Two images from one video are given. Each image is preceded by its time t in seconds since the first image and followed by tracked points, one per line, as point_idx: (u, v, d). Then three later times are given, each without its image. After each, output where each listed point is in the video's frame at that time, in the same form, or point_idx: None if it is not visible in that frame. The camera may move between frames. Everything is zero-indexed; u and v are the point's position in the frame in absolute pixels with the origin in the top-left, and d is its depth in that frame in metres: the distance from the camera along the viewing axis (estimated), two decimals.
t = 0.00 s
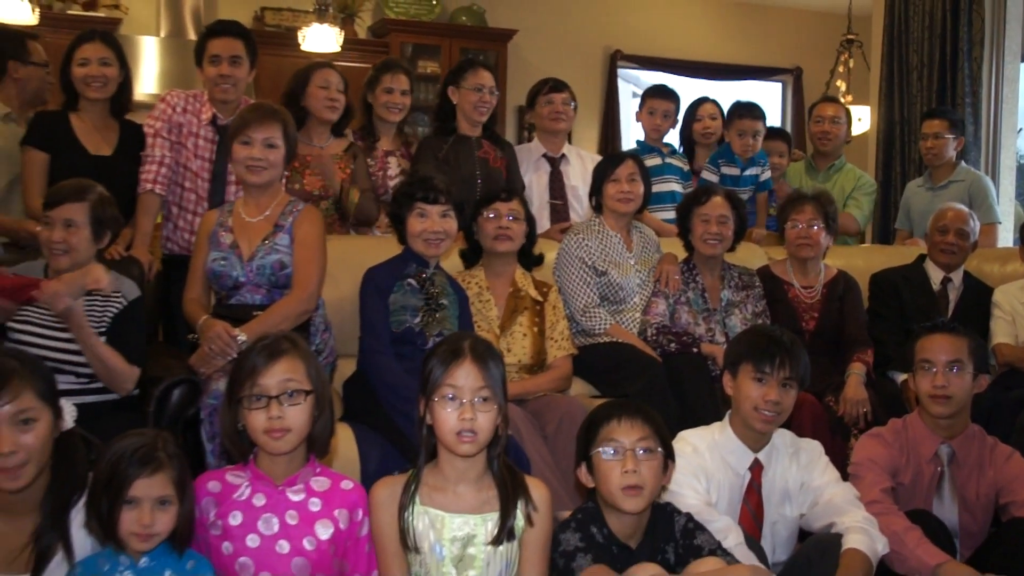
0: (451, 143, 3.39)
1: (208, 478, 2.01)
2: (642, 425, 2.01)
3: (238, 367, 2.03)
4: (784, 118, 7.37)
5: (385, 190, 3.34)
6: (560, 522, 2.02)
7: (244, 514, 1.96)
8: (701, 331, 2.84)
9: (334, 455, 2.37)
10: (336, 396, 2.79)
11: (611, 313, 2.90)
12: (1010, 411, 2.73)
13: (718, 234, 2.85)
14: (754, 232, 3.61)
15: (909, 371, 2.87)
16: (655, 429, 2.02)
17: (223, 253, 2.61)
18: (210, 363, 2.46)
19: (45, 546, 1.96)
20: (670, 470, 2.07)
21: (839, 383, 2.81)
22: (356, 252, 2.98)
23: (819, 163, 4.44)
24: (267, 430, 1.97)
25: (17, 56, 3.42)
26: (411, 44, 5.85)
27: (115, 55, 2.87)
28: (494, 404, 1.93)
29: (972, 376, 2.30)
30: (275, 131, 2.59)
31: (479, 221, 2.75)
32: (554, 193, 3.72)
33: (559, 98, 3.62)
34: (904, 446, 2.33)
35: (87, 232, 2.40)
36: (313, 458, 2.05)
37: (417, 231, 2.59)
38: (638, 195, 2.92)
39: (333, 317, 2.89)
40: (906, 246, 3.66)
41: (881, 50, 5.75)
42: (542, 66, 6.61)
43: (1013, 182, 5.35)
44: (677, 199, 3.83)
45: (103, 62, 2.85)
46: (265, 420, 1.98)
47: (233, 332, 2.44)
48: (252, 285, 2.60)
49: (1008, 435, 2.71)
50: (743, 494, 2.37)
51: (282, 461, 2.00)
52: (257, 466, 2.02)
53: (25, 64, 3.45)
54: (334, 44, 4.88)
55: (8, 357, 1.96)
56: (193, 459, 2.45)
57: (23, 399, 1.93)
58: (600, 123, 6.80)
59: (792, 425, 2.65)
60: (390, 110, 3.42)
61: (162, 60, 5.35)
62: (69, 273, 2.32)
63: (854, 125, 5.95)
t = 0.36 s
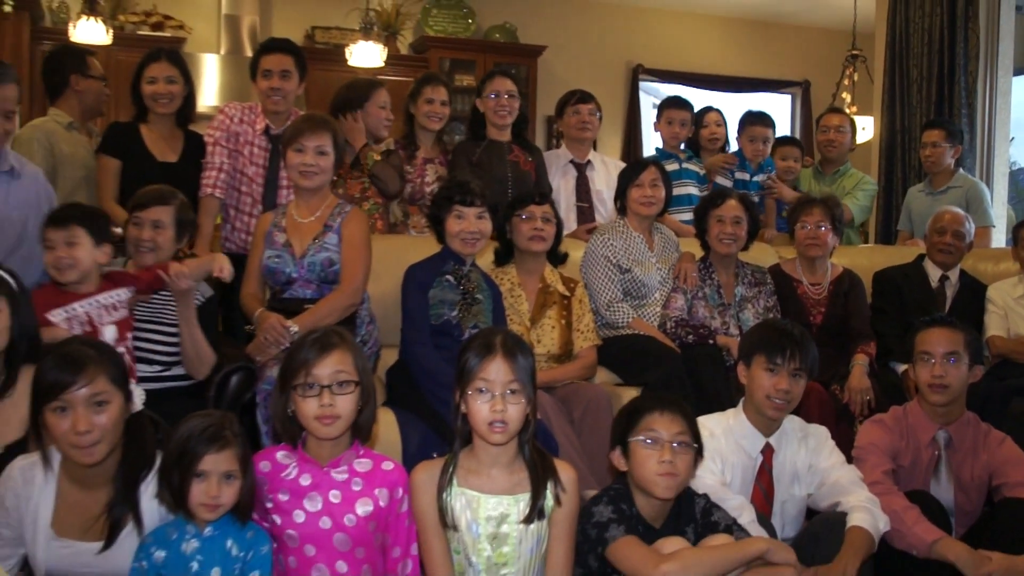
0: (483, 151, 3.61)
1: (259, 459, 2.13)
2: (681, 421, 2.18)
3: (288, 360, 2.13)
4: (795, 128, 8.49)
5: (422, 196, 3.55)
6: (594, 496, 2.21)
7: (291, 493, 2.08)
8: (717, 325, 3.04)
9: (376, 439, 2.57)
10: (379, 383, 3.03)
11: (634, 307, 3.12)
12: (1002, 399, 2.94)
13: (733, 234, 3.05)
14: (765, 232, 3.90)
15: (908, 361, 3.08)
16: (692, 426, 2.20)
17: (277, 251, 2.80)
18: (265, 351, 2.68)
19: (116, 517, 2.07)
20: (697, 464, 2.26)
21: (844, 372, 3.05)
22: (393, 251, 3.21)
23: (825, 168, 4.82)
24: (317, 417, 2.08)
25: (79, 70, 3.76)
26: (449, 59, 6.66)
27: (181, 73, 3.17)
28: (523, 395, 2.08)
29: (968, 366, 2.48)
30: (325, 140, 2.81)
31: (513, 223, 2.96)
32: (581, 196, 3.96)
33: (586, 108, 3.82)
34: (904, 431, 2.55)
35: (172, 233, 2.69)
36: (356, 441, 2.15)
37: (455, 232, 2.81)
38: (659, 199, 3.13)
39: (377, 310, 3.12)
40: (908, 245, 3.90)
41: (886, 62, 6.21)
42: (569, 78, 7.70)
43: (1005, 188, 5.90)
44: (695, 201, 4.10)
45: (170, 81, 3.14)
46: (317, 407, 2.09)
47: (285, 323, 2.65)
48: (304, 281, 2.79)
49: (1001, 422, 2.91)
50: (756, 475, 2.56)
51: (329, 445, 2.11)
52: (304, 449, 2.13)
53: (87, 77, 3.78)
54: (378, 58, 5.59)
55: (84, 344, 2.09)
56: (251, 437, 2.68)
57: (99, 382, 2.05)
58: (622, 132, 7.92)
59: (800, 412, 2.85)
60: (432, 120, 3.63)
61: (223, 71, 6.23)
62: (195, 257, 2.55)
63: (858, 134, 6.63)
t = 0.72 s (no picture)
0: (514, 148, 3.68)
1: (296, 449, 2.18)
2: (706, 416, 2.25)
3: (324, 353, 2.18)
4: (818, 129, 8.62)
5: (455, 194, 3.65)
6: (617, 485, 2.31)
7: (327, 482, 2.12)
8: (741, 321, 3.10)
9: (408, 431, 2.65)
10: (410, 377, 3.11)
11: (660, 304, 3.17)
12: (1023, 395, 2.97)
13: (757, 232, 3.10)
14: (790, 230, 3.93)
15: (929, 358, 3.17)
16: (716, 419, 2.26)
17: (311, 248, 2.84)
18: (300, 345, 2.68)
19: (155, 505, 2.13)
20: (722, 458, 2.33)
21: (866, 368, 3.09)
22: (424, 247, 3.29)
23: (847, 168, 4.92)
24: (353, 408, 2.12)
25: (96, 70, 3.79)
26: (479, 61, 6.92)
27: (217, 75, 3.27)
28: (551, 391, 2.15)
29: (985, 362, 2.53)
30: (358, 139, 2.84)
31: (541, 221, 3.03)
32: (608, 195, 4.03)
33: (613, 109, 3.91)
34: (925, 426, 2.60)
35: (220, 222, 2.76)
36: (390, 434, 2.19)
37: (484, 229, 2.87)
38: (685, 197, 3.19)
39: (408, 306, 3.20)
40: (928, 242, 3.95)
41: (907, 62, 6.27)
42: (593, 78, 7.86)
43: None
44: (720, 200, 4.18)
45: (207, 83, 3.25)
46: (352, 399, 2.13)
47: (320, 317, 2.65)
48: (337, 276, 2.83)
49: (1022, 419, 2.95)
50: (779, 468, 2.61)
51: (363, 437, 2.16)
52: (339, 441, 2.17)
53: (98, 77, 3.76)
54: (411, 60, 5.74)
55: (124, 337, 2.16)
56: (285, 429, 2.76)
57: (139, 374, 2.12)
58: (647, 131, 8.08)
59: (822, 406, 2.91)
60: (464, 123, 3.71)
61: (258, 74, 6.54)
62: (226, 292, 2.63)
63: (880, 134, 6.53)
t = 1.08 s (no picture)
0: (538, 151, 3.77)
1: (329, 440, 2.26)
2: (703, 393, 2.37)
3: (358, 348, 2.25)
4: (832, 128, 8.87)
5: (479, 194, 3.76)
6: (634, 475, 2.42)
7: (358, 472, 2.21)
8: (758, 316, 3.21)
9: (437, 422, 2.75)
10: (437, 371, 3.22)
11: (679, 300, 3.27)
12: None
13: (774, 230, 3.20)
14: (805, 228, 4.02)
15: (942, 353, 3.31)
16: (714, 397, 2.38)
17: (342, 247, 2.93)
18: (332, 340, 2.76)
19: (194, 493, 2.19)
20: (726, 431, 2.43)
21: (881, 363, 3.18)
22: (450, 245, 3.41)
23: (862, 168, 5.06)
24: (384, 401, 2.20)
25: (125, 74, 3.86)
26: (504, 65, 7.22)
27: (251, 80, 3.40)
28: (573, 382, 2.25)
29: (996, 357, 2.63)
30: (388, 141, 2.89)
31: (564, 220, 3.13)
32: (628, 195, 4.13)
33: (633, 110, 4.01)
34: (937, 418, 2.69)
35: (248, 221, 2.80)
36: (419, 425, 2.29)
37: (510, 227, 2.97)
38: (703, 197, 3.28)
39: (436, 302, 3.31)
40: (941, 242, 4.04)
41: (920, 66, 6.33)
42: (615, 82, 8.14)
43: None
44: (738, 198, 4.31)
45: (241, 87, 3.37)
46: (384, 392, 2.21)
47: (352, 313, 2.73)
48: (368, 273, 2.91)
49: None
50: (794, 458, 2.70)
51: (393, 428, 2.24)
52: (370, 431, 2.26)
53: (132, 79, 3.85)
54: (438, 66, 6.04)
55: (162, 333, 2.21)
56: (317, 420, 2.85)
57: (178, 368, 2.18)
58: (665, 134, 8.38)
59: (838, 399, 3.00)
60: (490, 125, 3.83)
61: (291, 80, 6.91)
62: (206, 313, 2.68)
63: (894, 135, 6.68)
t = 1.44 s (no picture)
0: (557, 153, 3.88)
1: (353, 431, 2.37)
2: (719, 388, 2.49)
3: (381, 341, 2.36)
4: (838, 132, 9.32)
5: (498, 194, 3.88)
6: (648, 465, 2.54)
7: (381, 461, 2.31)
8: (766, 312, 3.34)
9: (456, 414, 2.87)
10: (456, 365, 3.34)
11: (689, 297, 3.40)
12: None
13: (779, 229, 3.35)
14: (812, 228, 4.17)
15: (945, 349, 3.41)
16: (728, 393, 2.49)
17: (366, 244, 3.03)
18: (357, 334, 2.88)
19: (225, 482, 2.31)
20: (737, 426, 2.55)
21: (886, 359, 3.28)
22: (473, 243, 3.52)
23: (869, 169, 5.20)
24: (407, 393, 2.31)
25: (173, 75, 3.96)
26: (522, 71, 7.57)
27: (279, 84, 3.53)
28: (589, 376, 2.35)
29: (998, 352, 2.75)
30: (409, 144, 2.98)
31: (580, 219, 3.23)
32: (642, 195, 4.25)
33: (647, 113, 4.14)
34: (941, 411, 2.80)
35: (270, 223, 2.92)
36: (439, 418, 2.38)
37: (528, 227, 3.07)
38: (709, 197, 3.41)
39: (457, 299, 3.43)
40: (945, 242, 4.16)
41: (924, 71, 6.41)
42: (631, 86, 8.67)
43: None
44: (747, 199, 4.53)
45: (270, 91, 3.50)
46: (407, 384, 2.32)
47: (376, 309, 2.85)
48: (391, 270, 3.02)
49: None
50: (803, 450, 2.79)
51: (416, 419, 2.34)
52: (394, 423, 2.37)
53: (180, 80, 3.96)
54: (457, 71, 6.22)
55: (195, 328, 2.33)
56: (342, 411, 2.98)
57: (208, 362, 2.31)
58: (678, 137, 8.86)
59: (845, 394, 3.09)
60: (509, 128, 3.94)
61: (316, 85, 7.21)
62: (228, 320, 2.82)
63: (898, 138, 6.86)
